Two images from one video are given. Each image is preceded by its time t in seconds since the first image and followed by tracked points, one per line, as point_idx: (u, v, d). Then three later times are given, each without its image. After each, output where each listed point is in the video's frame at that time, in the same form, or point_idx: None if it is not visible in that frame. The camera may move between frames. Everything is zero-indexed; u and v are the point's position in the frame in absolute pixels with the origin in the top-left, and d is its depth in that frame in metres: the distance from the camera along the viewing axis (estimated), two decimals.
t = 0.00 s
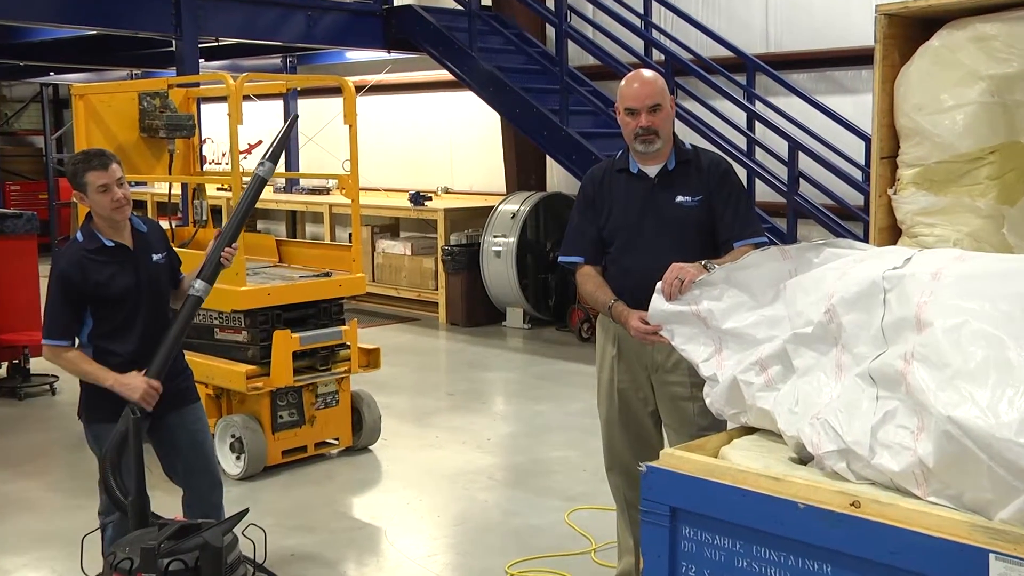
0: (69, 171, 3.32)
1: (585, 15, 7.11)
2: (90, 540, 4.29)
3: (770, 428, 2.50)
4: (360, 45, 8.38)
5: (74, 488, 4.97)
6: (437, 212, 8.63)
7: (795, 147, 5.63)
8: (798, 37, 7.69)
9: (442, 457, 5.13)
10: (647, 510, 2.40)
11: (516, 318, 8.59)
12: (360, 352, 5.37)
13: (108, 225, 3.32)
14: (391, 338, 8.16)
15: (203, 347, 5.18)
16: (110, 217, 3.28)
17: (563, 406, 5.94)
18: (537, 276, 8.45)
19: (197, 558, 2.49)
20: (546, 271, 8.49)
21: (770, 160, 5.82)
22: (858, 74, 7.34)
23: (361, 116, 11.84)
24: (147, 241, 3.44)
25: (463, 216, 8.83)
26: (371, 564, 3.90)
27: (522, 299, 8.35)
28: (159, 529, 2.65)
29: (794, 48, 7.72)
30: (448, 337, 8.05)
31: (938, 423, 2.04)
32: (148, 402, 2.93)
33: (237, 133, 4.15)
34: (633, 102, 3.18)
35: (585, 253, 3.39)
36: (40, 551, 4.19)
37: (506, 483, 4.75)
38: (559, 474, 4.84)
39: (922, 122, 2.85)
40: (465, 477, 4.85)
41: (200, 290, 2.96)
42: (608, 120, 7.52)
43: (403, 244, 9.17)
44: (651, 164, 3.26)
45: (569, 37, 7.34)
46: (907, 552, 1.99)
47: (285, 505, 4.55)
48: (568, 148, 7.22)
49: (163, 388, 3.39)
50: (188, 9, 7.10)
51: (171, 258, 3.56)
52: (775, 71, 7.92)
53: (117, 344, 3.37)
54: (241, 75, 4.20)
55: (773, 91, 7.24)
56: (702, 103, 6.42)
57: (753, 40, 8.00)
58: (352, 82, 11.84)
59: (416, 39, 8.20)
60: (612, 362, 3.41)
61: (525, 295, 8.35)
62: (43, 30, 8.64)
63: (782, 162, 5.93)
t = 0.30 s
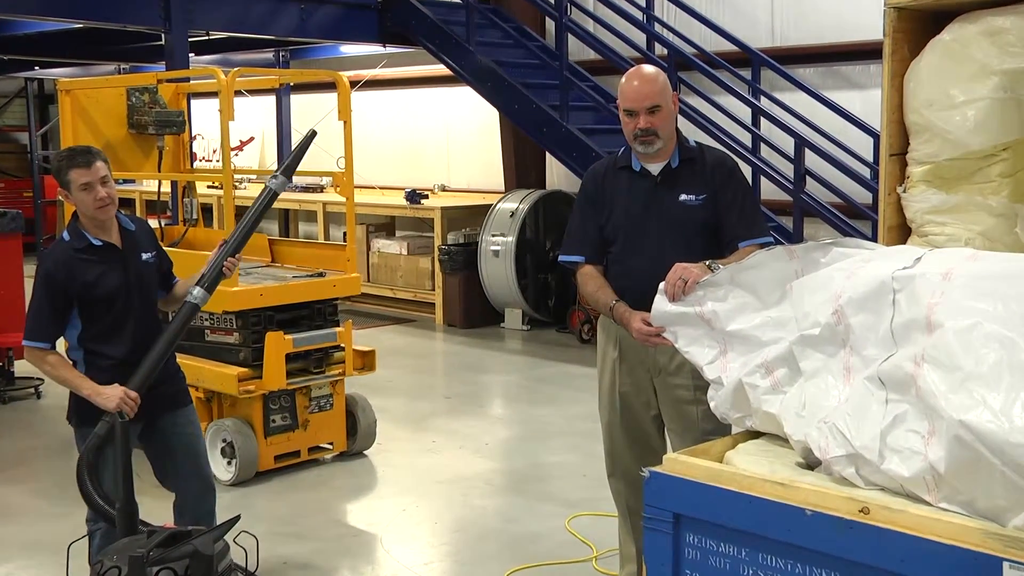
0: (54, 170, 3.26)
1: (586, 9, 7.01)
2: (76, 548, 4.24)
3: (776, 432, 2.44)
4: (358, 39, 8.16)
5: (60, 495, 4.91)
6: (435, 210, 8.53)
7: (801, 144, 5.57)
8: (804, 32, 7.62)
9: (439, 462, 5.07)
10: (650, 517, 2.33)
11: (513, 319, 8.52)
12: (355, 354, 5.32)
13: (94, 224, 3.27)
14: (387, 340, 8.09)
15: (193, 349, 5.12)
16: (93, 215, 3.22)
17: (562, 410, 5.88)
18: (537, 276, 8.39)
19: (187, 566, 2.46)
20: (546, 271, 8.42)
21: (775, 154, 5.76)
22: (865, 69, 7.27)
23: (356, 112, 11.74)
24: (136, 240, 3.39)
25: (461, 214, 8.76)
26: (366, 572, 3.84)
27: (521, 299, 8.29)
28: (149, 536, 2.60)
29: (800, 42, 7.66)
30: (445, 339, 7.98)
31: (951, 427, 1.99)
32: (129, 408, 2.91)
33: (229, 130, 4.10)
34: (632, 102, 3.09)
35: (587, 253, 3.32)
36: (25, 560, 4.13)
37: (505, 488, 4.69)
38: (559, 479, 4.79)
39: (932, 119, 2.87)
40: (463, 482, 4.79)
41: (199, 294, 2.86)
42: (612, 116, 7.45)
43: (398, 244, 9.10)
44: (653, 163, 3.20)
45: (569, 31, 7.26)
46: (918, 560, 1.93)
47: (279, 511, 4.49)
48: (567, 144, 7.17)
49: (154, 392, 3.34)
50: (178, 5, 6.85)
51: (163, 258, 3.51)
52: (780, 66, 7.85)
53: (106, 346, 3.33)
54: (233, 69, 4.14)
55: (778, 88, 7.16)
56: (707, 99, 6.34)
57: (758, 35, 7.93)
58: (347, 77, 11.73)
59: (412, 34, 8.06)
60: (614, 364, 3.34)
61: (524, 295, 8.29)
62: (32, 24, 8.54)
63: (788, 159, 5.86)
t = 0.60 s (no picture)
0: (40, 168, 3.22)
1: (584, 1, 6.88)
2: (62, 556, 4.18)
3: (781, 436, 2.37)
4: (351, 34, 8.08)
5: (46, 502, 4.85)
6: (430, 210, 8.48)
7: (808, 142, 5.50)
8: (809, 27, 7.56)
9: (435, 468, 5.02)
10: (652, 524, 2.27)
11: (511, 321, 8.45)
12: (349, 357, 5.26)
13: (80, 224, 3.22)
14: (382, 342, 8.02)
15: (182, 352, 5.07)
16: (79, 214, 3.17)
17: (562, 414, 5.82)
18: (535, 277, 8.30)
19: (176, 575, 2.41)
20: (545, 271, 8.35)
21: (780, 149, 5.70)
22: (873, 65, 7.20)
23: (349, 107, 11.64)
24: (123, 239, 3.34)
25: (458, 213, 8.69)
26: None
27: (519, 299, 8.22)
28: (137, 544, 2.54)
29: (806, 37, 7.58)
30: (441, 341, 7.92)
31: (960, 431, 1.93)
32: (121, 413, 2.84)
33: (219, 127, 4.04)
34: (632, 108, 2.99)
35: (587, 252, 3.26)
36: (8, 569, 4.08)
37: (503, 494, 4.63)
38: (559, 485, 4.73)
39: (940, 115, 3.06)
40: (461, 488, 4.73)
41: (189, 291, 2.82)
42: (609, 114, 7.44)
43: (394, 243, 9.04)
44: (657, 162, 3.14)
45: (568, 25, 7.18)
46: (925, 568, 1.88)
47: (271, 518, 4.44)
48: (564, 139, 7.15)
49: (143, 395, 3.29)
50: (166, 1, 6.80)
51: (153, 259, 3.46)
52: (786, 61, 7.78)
53: (92, 348, 3.27)
54: (224, 65, 4.08)
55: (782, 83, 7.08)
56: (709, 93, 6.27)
57: (763, 29, 7.86)
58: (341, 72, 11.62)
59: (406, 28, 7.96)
60: (615, 367, 3.28)
61: (522, 295, 8.21)
62: (21, 18, 8.47)
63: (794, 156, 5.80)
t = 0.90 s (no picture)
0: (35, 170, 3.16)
1: None
2: (42, 570, 4.11)
3: (783, 446, 2.32)
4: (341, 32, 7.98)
5: (27, 514, 4.78)
6: (423, 213, 8.40)
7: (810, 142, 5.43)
8: (812, 25, 7.50)
9: (427, 478, 4.95)
10: (650, 535, 2.21)
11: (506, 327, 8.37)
12: (339, 364, 5.19)
13: (74, 228, 3.16)
14: (374, 349, 7.95)
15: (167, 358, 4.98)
16: (79, 217, 3.12)
17: (559, 422, 5.75)
18: (530, 281, 8.24)
19: None
20: (540, 276, 8.28)
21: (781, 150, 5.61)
22: (878, 64, 7.15)
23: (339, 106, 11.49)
24: (116, 245, 3.27)
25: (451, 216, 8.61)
26: None
27: (514, 304, 8.15)
28: (120, 557, 2.47)
29: (808, 35, 7.52)
30: (434, 348, 7.84)
31: (967, 441, 1.88)
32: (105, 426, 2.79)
33: (205, 127, 3.98)
34: (625, 111, 2.94)
35: (583, 258, 3.20)
36: None
37: (498, 505, 4.57)
38: (554, 496, 4.66)
39: (945, 114, 3.28)
40: (454, 499, 4.67)
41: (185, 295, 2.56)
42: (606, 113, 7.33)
43: (385, 247, 8.94)
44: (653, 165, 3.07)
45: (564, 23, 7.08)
46: None
47: (258, 530, 4.37)
48: (558, 139, 7.04)
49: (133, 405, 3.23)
50: None
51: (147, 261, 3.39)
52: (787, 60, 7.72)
53: (80, 356, 3.21)
54: (210, 65, 4.03)
55: (785, 83, 7.00)
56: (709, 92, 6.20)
57: (765, 29, 7.80)
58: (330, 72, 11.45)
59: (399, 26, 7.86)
60: (612, 375, 3.22)
61: (516, 299, 8.14)
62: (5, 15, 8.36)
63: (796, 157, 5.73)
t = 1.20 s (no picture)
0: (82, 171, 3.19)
1: None
2: None
3: (786, 453, 2.26)
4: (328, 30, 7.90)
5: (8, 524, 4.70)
6: (415, 214, 8.34)
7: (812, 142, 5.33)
8: (812, 20, 7.46)
9: (421, 487, 4.88)
10: (648, 546, 2.15)
11: (501, 332, 8.29)
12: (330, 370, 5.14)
13: (115, 228, 3.14)
14: (365, 354, 7.87)
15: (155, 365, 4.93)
16: (122, 213, 3.12)
17: (555, 430, 5.68)
18: (526, 285, 8.19)
19: None
20: (535, 279, 8.24)
21: (784, 150, 5.53)
22: (882, 61, 7.10)
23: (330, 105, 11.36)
24: (153, 249, 3.21)
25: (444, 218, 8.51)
26: None
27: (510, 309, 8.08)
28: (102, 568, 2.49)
29: (809, 32, 7.48)
30: (427, 354, 7.76)
31: (975, 448, 1.83)
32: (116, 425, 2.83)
33: (192, 126, 3.93)
34: (616, 107, 2.91)
35: (582, 260, 3.12)
36: None
37: (492, 515, 4.50)
38: (550, 505, 4.59)
39: (952, 113, 3.31)
40: (450, 508, 4.60)
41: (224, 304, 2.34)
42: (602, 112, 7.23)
43: (377, 250, 8.88)
44: (653, 163, 3.03)
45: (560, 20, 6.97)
46: None
47: (246, 541, 4.30)
48: (554, 139, 6.94)
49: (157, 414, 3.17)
50: None
51: (186, 267, 3.31)
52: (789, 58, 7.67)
53: (107, 362, 3.14)
54: (196, 62, 3.95)
55: (788, 82, 6.93)
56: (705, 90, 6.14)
57: (766, 24, 7.75)
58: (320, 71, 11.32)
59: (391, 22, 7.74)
60: (614, 382, 3.16)
61: (512, 304, 8.08)
62: None
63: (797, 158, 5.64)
